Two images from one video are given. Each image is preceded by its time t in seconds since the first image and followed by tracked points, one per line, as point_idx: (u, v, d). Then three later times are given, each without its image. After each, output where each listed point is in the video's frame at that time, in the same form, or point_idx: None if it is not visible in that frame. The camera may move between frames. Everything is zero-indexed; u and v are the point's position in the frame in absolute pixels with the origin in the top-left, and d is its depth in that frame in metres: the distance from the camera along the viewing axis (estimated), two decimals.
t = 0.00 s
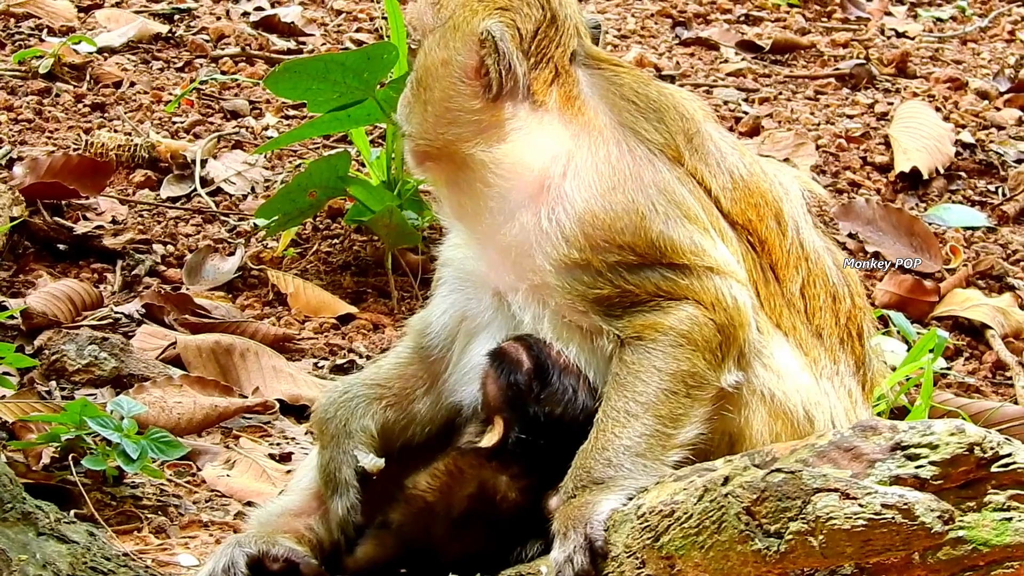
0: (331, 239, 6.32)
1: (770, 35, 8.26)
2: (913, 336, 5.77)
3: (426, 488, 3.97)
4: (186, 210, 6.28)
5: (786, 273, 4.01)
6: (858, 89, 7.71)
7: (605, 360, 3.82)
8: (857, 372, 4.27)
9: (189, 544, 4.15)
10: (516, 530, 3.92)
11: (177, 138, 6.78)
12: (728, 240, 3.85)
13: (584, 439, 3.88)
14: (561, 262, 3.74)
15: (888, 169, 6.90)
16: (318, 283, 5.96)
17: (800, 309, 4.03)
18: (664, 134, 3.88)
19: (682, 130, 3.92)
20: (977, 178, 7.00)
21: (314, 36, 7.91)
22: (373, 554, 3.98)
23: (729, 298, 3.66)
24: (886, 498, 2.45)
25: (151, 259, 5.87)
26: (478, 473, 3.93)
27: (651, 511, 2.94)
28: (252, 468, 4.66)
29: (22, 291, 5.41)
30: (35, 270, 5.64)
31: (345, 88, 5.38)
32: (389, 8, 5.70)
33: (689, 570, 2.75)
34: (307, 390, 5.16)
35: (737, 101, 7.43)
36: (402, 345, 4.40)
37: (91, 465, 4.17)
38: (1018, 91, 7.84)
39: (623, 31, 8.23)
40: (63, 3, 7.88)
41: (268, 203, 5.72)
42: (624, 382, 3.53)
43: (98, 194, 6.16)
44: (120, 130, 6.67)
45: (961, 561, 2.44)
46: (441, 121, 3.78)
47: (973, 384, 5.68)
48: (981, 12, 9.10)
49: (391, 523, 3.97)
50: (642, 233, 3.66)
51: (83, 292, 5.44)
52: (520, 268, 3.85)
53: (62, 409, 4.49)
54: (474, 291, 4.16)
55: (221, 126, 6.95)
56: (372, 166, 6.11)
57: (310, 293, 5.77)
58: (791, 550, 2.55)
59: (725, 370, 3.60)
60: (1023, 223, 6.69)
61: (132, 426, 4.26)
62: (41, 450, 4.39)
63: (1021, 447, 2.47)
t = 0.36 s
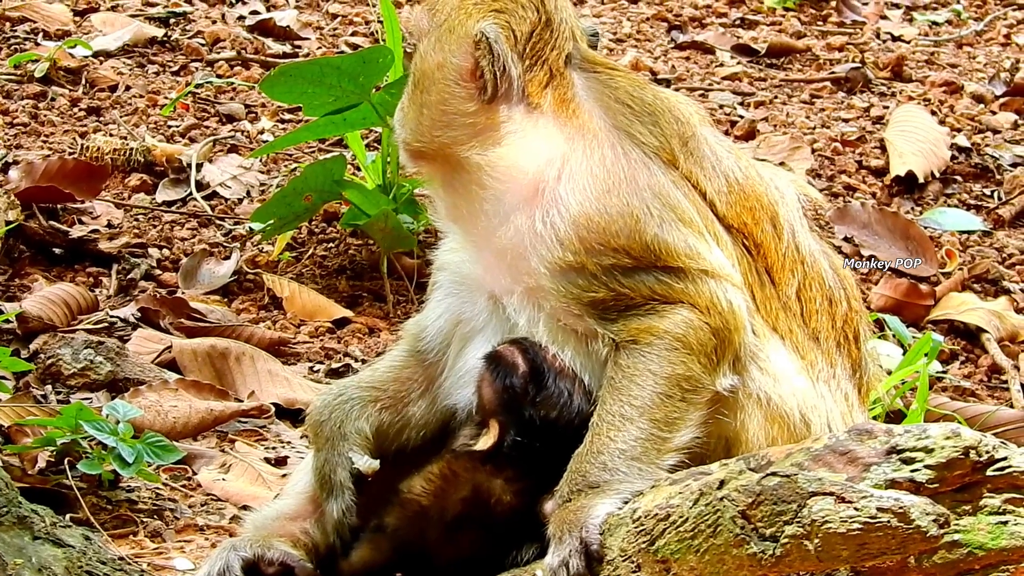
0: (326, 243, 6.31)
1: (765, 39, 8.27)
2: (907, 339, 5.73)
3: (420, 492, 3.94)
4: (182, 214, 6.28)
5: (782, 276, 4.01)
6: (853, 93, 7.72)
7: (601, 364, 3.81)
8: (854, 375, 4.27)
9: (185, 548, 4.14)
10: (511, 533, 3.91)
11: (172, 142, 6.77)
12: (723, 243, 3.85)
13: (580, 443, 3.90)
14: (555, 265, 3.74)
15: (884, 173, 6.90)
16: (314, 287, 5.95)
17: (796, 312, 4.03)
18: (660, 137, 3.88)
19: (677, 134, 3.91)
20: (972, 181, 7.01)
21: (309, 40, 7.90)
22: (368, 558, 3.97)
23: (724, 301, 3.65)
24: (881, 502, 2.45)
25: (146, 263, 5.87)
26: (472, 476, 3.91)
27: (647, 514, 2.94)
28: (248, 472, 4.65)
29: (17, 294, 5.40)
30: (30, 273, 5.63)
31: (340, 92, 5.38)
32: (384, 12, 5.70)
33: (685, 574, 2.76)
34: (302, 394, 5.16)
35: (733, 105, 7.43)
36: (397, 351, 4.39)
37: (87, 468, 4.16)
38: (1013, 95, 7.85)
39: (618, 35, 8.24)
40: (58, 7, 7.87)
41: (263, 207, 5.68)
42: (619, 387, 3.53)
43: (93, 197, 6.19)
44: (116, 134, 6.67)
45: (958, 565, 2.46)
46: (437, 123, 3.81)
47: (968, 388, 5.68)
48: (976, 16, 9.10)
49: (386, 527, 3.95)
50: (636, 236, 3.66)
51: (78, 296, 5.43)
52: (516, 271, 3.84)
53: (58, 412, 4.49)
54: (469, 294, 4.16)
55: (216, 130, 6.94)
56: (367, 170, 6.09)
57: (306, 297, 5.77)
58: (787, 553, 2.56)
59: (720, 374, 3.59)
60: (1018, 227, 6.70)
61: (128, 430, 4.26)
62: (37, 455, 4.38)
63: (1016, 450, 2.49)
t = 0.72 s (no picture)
0: (323, 247, 6.31)
1: (762, 43, 8.28)
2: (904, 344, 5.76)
3: (419, 496, 3.92)
4: (179, 218, 6.28)
5: (779, 279, 4.01)
6: (850, 97, 7.73)
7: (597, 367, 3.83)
8: (851, 378, 4.28)
9: (182, 552, 4.14)
10: (510, 538, 3.91)
11: (169, 146, 6.77)
12: (719, 246, 3.85)
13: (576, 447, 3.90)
14: (551, 267, 3.74)
15: (880, 178, 6.92)
16: (311, 291, 5.95)
17: (793, 315, 4.03)
18: (656, 141, 3.88)
19: (673, 138, 3.91)
20: (969, 186, 7.02)
21: (307, 44, 7.90)
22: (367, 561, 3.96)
23: (720, 305, 3.65)
24: (879, 506, 2.47)
25: (144, 267, 5.87)
26: (470, 481, 3.90)
27: (645, 518, 2.95)
28: (245, 476, 4.65)
29: (15, 298, 5.40)
30: (28, 277, 5.63)
31: (337, 96, 5.38)
32: (381, 15, 5.70)
33: None
34: (300, 398, 5.15)
35: (730, 109, 7.44)
36: (394, 350, 4.44)
37: (84, 472, 4.16)
38: (1010, 99, 7.86)
39: (615, 39, 8.24)
40: (56, 11, 7.88)
41: (260, 211, 5.71)
42: (617, 391, 3.52)
43: (90, 202, 6.17)
44: (113, 138, 6.67)
45: (954, 569, 2.44)
46: (431, 126, 3.82)
47: (965, 392, 5.69)
48: (973, 20, 9.11)
49: (384, 531, 3.94)
50: (630, 239, 3.67)
51: (76, 300, 5.43)
52: (512, 275, 3.85)
53: (56, 416, 4.49)
54: (466, 299, 4.16)
55: (213, 134, 6.94)
56: (364, 174, 6.08)
57: (302, 301, 5.77)
58: (784, 557, 2.57)
59: (717, 378, 3.59)
60: (1015, 232, 6.71)
61: (125, 434, 4.25)
62: (35, 458, 4.37)
63: (1013, 454, 2.48)
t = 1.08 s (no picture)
0: (323, 249, 6.31)
1: (761, 46, 8.28)
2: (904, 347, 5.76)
3: (418, 497, 3.94)
4: (180, 219, 6.28)
5: (780, 284, 4.02)
6: (849, 101, 7.73)
7: (599, 372, 3.85)
8: (852, 383, 4.28)
9: (182, 553, 4.13)
10: (509, 540, 3.91)
11: (170, 147, 6.77)
12: (722, 252, 3.86)
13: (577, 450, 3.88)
14: (554, 272, 3.74)
15: (880, 181, 6.91)
16: (311, 293, 5.95)
17: (794, 320, 4.04)
18: (659, 147, 3.87)
19: (675, 143, 3.91)
20: (968, 190, 7.02)
21: (306, 46, 7.90)
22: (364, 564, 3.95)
23: (723, 310, 3.67)
24: (879, 509, 2.47)
25: (144, 268, 5.87)
26: (470, 482, 3.91)
27: (645, 522, 2.96)
28: (245, 477, 4.65)
29: (15, 299, 5.40)
30: (28, 279, 5.63)
31: (338, 98, 5.38)
32: (381, 17, 5.70)
33: None
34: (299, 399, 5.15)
35: (730, 113, 7.44)
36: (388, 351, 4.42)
37: (85, 473, 4.16)
38: (1010, 103, 7.86)
39: (615, 42, 8.24)
40: (56, 12, 7.88)
41: (260, 213, 5.72)
42: (619, 395, 3.54)
43: (91, 203, 6.18)
44: (114, 140, 6.67)
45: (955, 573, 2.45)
46: (436, 131, 3.77)
47: (965, 397, 5.68)
48: (973, 24, 9.10)
49: (384, 533, 3.96)
50: (634, 244, 3.67)
51: (77, 301, 5.43)
52: (514, 279, 3.85)
53: (57, 417, 4.49)
54: (464, 302, 4.16)
55: (213, 135, 6.94)
56: (364, 176, 6.09)
57: (302, 303, 5.77)
58: (785, 561, 2.57)
59: (719, 384, 3.60)
60: (1014, 236, 6.70)
61: (126, 435, 4.25)
62: (35, 459, 4.37)
63: (1014, 458, 2.51)
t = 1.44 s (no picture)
0: (327, 251, 6.31)
1: (765, 49, 8.28)
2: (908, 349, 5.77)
3: (422, 498, 3.95)
4: (183, 221, 6.29)
5: (783, 287, 4.13)
6: (853, 102, 7.73)
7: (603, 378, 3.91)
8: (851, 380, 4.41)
9: (186, 554, 4.14)
10: (513, 538, 3.92)
11: (173, 150, 6.78)
12: (732, 262, 3.94)
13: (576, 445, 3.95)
14: (571, 293, 3.78)
15: (883, 183, 6.91)
16: (314, 294, 5.96)
17: (798, 323, 4.15)
18: (671, 158, 3.95)
19: (685, 153, 3.99)
20: (972, 191, 7.01)
21: (309, 48, 7.91)
22: (369, 564, 3.94)
23: (734, 322, 3.77)
24: (882, 510, 2.48)
25: (148, 270, 5.88)
26: (473, 481, 3.94)
27: (648, 522, 2.97)
28: (249, 478, 4.65)
29: (19, 301, 5.41)
30: (32, 280, 5.64)
31: (341, 100, 5.39)
32: (385, 20, 5.72)
33: None
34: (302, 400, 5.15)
35: (733, 115, 7.45)
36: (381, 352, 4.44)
37: (89, 474, 4.17)
38: (1013, 105, 7.85)
39: (618, 44, 8.24)
40: (60, 15, 7.88)
41: (264, 214, 5.73)
42: (624, 399, 3.63)
43: (95, 204, 6.19)
44: (117, 142, 6.67)
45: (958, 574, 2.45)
46: (507, 153, 3.73)
47: (968, 398, 5.68)
48: (976, 26, 9.09)
49: (388, 533, 3.94)
50: (655, 265, 3.73)
51: (81, 303, 5.44)
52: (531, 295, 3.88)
53: (61, 418, 4.50)
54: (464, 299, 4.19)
55: (217, 137, 6.95)
56: (367, 178, 6.09)
57: (306, 304, 5.77)
58: (788, 561, 2.57)
59: (722, 393, 3.70)
60: (1018, 237, 6.70)
61: (130, 436, 4.26)
62: (39, 459, 4.37)
63: (1018, 459, 2.51)
